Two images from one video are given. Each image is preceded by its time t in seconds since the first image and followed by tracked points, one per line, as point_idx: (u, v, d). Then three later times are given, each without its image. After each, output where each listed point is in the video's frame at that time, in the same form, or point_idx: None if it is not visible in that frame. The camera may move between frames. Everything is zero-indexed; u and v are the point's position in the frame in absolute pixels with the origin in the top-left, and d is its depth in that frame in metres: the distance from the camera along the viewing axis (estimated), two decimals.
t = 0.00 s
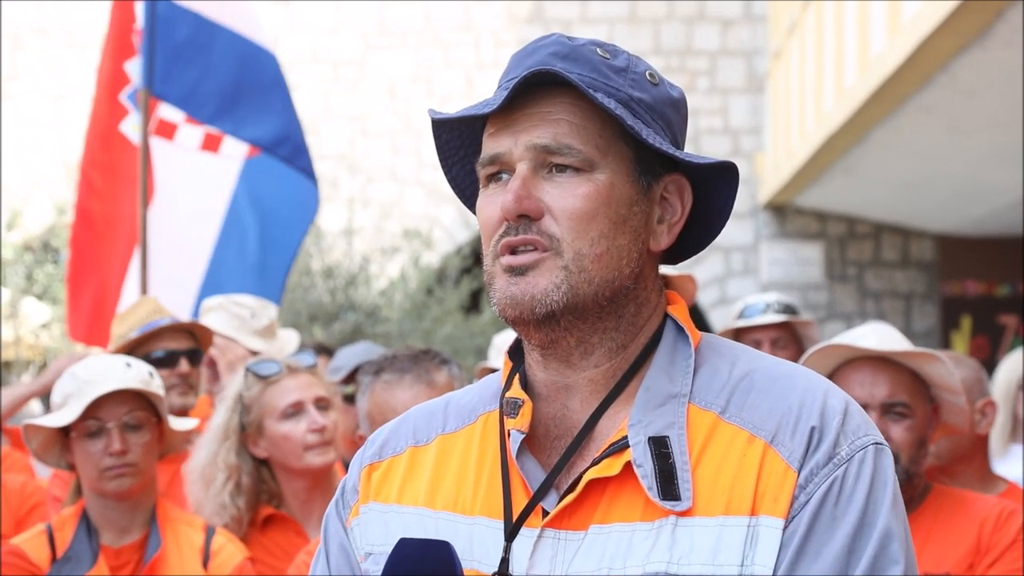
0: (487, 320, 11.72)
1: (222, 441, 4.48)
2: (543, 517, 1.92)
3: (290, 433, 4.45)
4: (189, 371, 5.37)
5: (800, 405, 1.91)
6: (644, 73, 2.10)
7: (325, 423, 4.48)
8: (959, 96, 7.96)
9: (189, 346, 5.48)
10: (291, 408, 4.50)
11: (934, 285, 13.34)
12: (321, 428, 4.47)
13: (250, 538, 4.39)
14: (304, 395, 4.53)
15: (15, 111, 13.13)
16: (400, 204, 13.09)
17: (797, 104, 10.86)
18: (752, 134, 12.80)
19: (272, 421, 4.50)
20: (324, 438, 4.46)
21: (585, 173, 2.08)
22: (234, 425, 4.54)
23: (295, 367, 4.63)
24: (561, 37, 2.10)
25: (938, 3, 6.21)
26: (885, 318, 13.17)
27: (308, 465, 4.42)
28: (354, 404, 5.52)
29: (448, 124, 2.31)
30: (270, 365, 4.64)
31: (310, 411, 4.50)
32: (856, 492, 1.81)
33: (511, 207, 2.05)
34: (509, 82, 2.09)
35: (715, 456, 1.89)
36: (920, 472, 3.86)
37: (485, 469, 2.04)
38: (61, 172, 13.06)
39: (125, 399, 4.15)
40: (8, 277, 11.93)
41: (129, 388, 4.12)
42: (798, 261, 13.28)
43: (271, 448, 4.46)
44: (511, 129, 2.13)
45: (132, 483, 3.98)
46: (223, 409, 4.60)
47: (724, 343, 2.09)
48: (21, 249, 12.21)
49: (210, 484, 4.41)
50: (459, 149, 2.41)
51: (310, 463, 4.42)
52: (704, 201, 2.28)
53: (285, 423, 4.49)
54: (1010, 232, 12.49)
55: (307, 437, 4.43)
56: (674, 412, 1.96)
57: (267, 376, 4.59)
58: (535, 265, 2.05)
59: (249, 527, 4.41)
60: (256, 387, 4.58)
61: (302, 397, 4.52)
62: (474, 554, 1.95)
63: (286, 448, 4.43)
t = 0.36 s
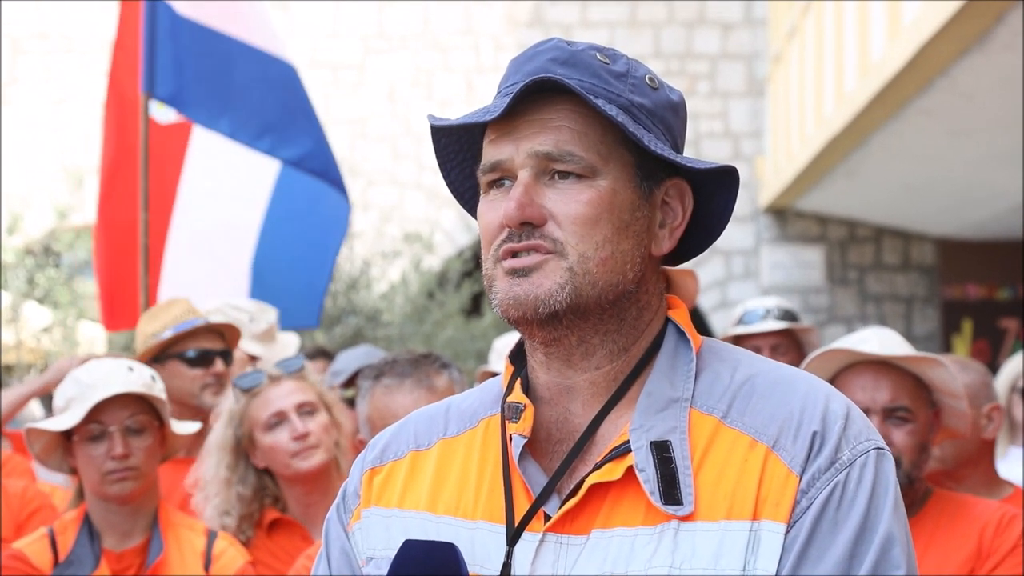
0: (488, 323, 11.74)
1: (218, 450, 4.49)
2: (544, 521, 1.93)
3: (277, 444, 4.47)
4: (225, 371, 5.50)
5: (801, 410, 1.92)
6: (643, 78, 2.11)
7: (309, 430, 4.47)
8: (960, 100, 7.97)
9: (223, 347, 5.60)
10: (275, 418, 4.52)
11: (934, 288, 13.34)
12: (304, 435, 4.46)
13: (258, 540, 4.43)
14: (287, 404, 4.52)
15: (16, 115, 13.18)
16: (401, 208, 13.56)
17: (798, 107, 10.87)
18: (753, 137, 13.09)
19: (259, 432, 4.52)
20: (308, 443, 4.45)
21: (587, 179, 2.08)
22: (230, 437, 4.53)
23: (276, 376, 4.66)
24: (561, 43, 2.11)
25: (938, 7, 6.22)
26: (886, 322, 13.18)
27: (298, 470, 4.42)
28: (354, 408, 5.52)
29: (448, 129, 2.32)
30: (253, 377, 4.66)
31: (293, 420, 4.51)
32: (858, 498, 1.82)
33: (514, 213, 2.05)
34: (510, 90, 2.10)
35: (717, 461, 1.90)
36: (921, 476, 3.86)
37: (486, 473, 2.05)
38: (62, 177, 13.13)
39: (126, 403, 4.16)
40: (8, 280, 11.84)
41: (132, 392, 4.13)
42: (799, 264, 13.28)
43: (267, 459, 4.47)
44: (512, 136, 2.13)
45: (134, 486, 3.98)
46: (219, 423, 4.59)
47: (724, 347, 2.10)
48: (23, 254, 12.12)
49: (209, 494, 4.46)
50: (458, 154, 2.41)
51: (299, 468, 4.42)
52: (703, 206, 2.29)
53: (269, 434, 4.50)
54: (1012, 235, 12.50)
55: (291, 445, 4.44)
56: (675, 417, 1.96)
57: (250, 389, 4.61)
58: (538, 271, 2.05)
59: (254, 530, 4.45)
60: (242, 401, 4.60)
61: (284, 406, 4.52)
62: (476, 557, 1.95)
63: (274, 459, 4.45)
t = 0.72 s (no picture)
0: (488, 323, 11.75)
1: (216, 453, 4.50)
2: (542, 522, 1.93)
3: (269, 444, 4.45)
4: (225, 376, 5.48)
5: (800, 413, 1.92)
6: (655, 81, 2.11)
7: (302, 431, 4.46)
8: (962, 103, 7.96)
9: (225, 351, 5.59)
10: (268, 419, 4.50)
11: (934, 292, 13.35)
12: (296, 435, 4.45)
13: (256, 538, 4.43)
14: (279, 405, 4.50)
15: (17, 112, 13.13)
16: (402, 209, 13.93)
17: (800, 110, 10.85)
18: (753, 139, 13.17)
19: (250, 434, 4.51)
20: (301, 442, 4.44)
21: (595, 178, 2.09)
22: (228, 438, 4.53)
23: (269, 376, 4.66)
24: (574, 42, 2.11)
25: (941, 10, 6.21)
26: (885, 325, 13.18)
27: (293, 470, 4.42)
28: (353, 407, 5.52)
29: (456, 124, 2.32)
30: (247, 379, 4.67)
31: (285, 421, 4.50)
32: (855, 502, 1.83)
33: (520, 209, 2.06)
34: (522, 85, 2.10)
35: (715, 463, 1.90)
36: (919, 480, 3.87)
37: (485, 474, 2.05)
38: (61, 176, 13.27)
39: (126, 401, 4.16)
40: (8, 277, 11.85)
41: (131, 389, 4.13)
42: (799, 267, 13.27)
43: (263, 460, 4.47)
44: (522, 131, 2.14)
45: (133, 484, 3.99)
46: (217, 425, 4.60)
47: (725, 349, 2.10)
48: (23, 251, 12.13)
49: (207, 496, 4.49)
50: (465, 149, 2.42)
51: (292, 467, 4.42)
52: (708, 210, 2.29)
53: (262, 435, 4.49)
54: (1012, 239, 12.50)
55: (283, 446, 4.44)
56: (674, 419, 1.96)
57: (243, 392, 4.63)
58: (543, 268, 2.06)
59: (253, 528, 4.45)
60: (236, 403, 4.61)
61: (276, 407, 4.50)
62: (474, 557, 1.95)
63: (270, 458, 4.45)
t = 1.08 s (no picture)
0: (487, 323, 11.77)
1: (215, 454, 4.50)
2: (542, 522, 1.93)
3: (268, 446, 4.46)
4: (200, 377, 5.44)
5: (801, 414, 1.92)
6: (658, 80, 2.11)
7: (301, 431, 4.47)
8: (960, 102, 7.96)
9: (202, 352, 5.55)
10: (265, 421, 4.51)
11: (933, 291, 13.39)
12: (294, 436, 4.46)
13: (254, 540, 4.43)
14: (276, 406, 4.51)
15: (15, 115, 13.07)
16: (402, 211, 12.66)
17: (798, 109, 10.84)
18: (753, 139, 12.91)
19: (249, 435, 4.51)
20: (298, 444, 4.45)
21: (597, 178, 2.09)
22: (224, 442, 4.52)
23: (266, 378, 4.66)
24: (577, 41, 2.11)
25: (939, 8, 6.21)
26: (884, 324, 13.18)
27: (291, 471, 4.43)
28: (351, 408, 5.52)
29: (459, 122, 2.32)
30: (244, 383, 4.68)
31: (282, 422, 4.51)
32: (855, 502, 1.83)
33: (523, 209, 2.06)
34: (525, 85, 2.10)
35: (715, 463, 1.90)
36: (919, 478, 3.87)
37: (486, 474, 2.05)
38: (61, 176, 13.02)
39: (125, 402, 4.16)
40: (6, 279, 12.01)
41: (131, 390, 4.13)
42: (798, 266, 13.27)
43: (261, 461, 4.47)
44: (524, 131, 2.14)
45: (132, 485, 3.99)
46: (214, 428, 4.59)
47: (727, 350, 2.10)
48: (20, 253, 12.21)
49: (205, 497, 4.49)
50: (468, 148, 2.42)
51: (290, 468, 4.43)
52: (711, 209, 2.29)
53: (260, 437, 4.49)
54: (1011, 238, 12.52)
55: (281, 447, 4.45)
56: (675, 419, 1.97)
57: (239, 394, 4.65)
58: (545, 268, 2.06)
59: (251, 530, 4.45)
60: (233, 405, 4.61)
61: (274, 408, 4.51)
62: (474, 557, 1.95)
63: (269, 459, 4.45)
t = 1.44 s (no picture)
0: (483, 324, 11.77)
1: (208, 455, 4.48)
2: (538, 523, 1.94)
3: (262, 449, 4.48)
4: (181, 371, 5.40)
5: (796, 414, 1.93)
6: (645, 79, 2.12)
7: (296, 433, 4.49)
8: (956, 102, 7.98)
9: (186, 347, 5.51)
10: (259, 423, 4.53)
11: (929, 291, 13.39)
12: (288, 438, 4.48)
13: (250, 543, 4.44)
14: (270, 409, 4.53)
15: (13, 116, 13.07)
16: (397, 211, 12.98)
17: (793, 110, 10.85)
18: (749, 139, 13.04)
19: (243, 438, 4.52)
20: (293, 446, 4.47)
21: (585, 178, 2.09)
22: (218, 443, 4.51)
23: (259, 380, 4.65)
24: (563, 42, 2.12)
25: (934, 8, 6.23)
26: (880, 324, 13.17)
27: (286, 473, 4.44)
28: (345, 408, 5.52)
29: (450, 128, 2.33)
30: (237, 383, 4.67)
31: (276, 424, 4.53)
32: (851, 501, 1.84)
33: (511, 211, 2.07)
34: (511, 87, 2.11)
35: (711, 463, 1.91)
36: (916, 479, 3.87)
37: (483, 475, 2.06)
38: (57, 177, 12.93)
39: (123, 404, 4.16)
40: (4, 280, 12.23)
41: (129, 392, 4.13)
42: (795, 266, 13.27)
43: (254, 464, 4.48)
44: (512, 134, 2.14)
45: (130, 487, 3.99)
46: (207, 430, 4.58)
47: (721, 349, 2.11)
48: (17, 253, 12.30)
49: (199, 500, 4.46)
50: (459, 152, 2.42)
51: (285, 471, 4.44)
52: (702, 207, 2.30)
53: (254, 439, 4.51)
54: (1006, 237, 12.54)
55: (275, 450, 4.47)
56: (670, 419, 1.97)
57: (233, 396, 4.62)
58: (535, 270, 2.06)
59: (247, 532, 4.47)
60: (226, 407, 4.61)
61: (268, 410, 4.53)
62: (472, 558, 1.96)
63: (263, 462, 4.47)
